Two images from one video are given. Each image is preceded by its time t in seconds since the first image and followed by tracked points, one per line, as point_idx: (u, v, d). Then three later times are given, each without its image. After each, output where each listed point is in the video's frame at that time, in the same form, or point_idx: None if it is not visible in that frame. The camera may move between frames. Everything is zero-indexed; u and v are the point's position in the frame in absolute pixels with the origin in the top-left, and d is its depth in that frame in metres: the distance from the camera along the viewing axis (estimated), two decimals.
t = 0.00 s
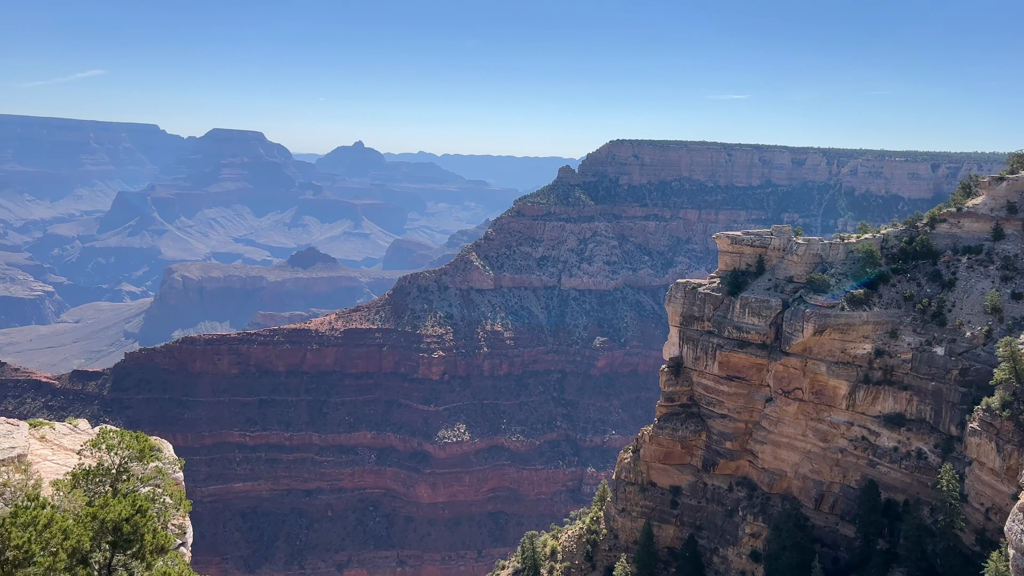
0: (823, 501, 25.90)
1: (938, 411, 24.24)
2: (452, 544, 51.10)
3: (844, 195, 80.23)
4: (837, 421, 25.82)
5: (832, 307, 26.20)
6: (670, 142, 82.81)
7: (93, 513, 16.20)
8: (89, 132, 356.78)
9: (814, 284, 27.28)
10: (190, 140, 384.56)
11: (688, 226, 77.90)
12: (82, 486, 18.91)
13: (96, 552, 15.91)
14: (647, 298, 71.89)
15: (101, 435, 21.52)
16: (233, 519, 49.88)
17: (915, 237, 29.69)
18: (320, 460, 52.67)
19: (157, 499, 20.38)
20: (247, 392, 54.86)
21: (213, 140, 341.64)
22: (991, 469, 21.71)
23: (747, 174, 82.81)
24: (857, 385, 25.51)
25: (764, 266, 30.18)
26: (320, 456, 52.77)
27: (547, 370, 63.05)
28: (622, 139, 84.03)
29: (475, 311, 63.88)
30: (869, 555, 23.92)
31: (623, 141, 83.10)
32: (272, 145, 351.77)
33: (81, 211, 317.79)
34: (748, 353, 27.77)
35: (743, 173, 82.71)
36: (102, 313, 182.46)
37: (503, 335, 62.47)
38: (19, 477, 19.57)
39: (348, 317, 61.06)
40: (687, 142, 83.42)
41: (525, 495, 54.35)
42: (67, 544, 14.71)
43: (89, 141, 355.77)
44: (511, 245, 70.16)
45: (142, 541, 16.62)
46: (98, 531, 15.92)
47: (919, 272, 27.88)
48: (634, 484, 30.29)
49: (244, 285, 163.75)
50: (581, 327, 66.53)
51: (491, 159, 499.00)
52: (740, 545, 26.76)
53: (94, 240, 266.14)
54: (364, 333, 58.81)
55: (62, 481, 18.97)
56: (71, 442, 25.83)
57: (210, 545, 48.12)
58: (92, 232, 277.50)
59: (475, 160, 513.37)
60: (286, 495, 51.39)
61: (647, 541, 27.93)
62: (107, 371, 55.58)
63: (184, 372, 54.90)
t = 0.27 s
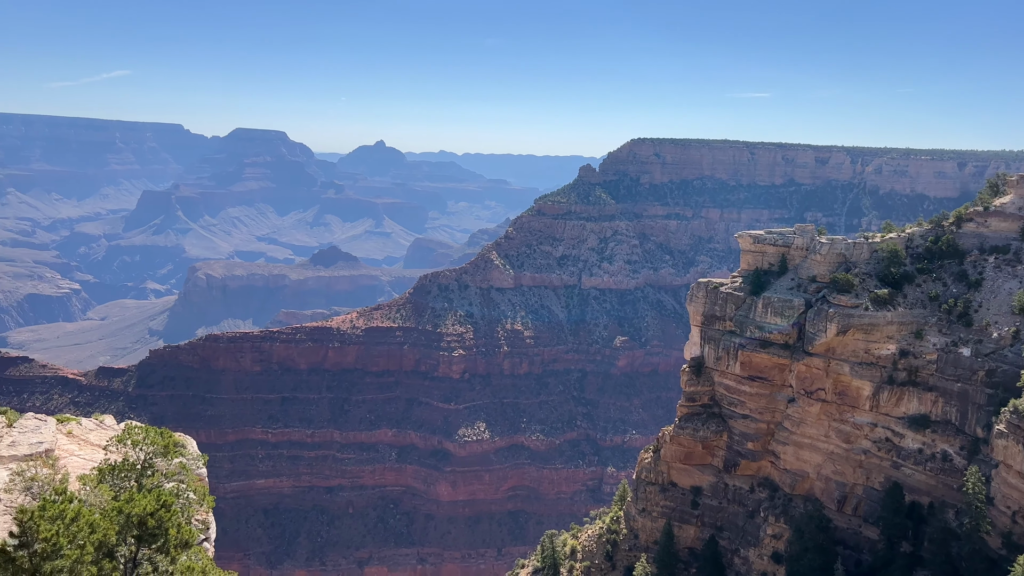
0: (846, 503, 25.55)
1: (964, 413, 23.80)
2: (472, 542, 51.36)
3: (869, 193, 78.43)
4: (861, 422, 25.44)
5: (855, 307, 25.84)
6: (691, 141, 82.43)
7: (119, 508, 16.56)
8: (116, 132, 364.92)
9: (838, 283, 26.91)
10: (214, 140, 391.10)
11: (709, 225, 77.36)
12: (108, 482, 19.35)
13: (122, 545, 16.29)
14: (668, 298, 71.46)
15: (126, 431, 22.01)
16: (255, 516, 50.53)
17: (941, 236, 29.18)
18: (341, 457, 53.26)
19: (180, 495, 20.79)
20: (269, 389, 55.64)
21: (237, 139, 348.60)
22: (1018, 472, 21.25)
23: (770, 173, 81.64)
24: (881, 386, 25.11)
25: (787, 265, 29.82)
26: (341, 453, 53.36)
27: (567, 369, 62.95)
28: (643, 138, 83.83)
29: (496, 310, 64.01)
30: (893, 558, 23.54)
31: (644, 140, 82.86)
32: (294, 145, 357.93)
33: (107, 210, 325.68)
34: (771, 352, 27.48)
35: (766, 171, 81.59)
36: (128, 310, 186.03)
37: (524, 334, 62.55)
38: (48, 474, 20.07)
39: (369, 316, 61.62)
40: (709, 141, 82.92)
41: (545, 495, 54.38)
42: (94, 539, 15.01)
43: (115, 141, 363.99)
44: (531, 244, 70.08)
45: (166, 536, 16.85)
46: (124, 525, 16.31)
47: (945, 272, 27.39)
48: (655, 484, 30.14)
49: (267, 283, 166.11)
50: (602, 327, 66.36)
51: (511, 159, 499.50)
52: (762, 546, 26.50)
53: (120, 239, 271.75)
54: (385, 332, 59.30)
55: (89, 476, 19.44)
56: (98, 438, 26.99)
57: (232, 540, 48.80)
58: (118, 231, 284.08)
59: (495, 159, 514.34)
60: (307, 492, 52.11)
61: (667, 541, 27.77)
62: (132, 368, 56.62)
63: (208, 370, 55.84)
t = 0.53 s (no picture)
0: (866, 505, 25.27)
1: (986, 414, 23.42)
2: (489, 541, 51.55)
3: (890, 192, 77.28)
4: (881, 424, 25.10)
5: (876, 307, 25.50)
6: (711, 139, 81.80)
7: (142, 504, 16.87)
8: (137, 132, 372.23)
9: (858, 283, 26.57)
10: (234, 140, 396.83)
11: (728, 224, 76.97)
12: (129, 477, 19.77)
13: (146, 541, 16.64)
14: (686, 297, 71.03)
15: (149, 428, 22.51)
16: (274, 512, 51.03)
17: (964, 235, 28.72)
18: (359, 455, 53.68)
19: (201, 491, 21.23)
20: (288, 387, 56.27)
21: (257, 139, 354.68)
22: None
23: (790, 171, 80.41)
24: (903, 387, 24.75)
25: (807, 265, 29.49)
26: (359, 451, 53.78)
27: (584, 368, 62.88)
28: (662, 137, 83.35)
29: (513, 309, 64.08)
30: (914, 560, 23.22)
31: (662, 139, 82.40)
32: (313, 145, 366.38)
33: (128, 209, 332.45)
34: (790, 353, 27.21)
35: (785, 170, 80.45)
36: (149, 308, 189.08)
37: (541, 333, 62.55)
38: (72, 471, 20.62)
39: (387, 314, 62.04)
40: (728, 139, 82.10)
41: (562, 494, 54.36)
42: (120, 535, 15.32)
43: (137, 140, 371.40)
44: (549, 243, 69.97)
45: (189, 531, 17.19)
46: (147, 521, 16.58)
47: (968, 272, 26.93)
48: (673, 484, 29.99)
49: (287, 282, 168.14)
50: (619, 326, 66.14)
51: (528, 158, 499.58)
52: (781, 547, 26.29)
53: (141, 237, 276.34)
54: (403, 330, 59.67)
55: (112, 472, 19.92)
56: (119, 435, 27.26)
57: (251, 537, 49.31)
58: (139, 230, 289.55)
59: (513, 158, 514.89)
60: (325, 489, 52.60)
61: (685, 542, 27.58)
62: (153, 365, 57.38)
63: (227, 367, 56.60)
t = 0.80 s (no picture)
0: (887, 507, 24.98)
1: (1012, 417, 23.00)
2: (506, 540, 51.74)
3: (912, 191, 76.27)
4: (903, 425, 24.72)
5: (898, 308, 25.15)
6: (731, 138, 81.06)
7: (166, 499, 17.26)
8: (159, 132, 379.92)
9: (879, 283, 26.19)
10: (254, 140, 402.91)
11: (748, 223, 76.31)
12: (154, 474, 20.12)
13: (171, 536, 17.11)
14: (706, 296, 70.51)
15: (172, 425, 23.05)
16: (294, 510, 51.64)
17: (988, 234, 28.10)
18: (377, 453, 54.11)
19: (223, 488, 21.60)
20: (307, 385, 56.89)
21: (277, 138, 360.36)
22: None
23: (810, 170, 79.18)
24: (925, 388, 24.38)
25: (828, 265, 29.12)
26: (377, 449, 54.22)
27: (602, 368, 62.73)
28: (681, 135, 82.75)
29: (531, 308, 64.12)
30: (935, 563, 22.95)
31: (682, 137, 81.80)
32: (333, 144, 371.66)
33: (150, 208, 339.70)
34: (811, 353, 26.92)
35: (806, 169, 79.22)
36: (171, 306, 192.24)
37: (558, 332, 62.48)
38: (97, 467, 21.01)
39: (405, 313, 62.44)
40: (748, 137, 81.27)
41: (580, 493, 54.32)
42: (144, 530, 15.66)
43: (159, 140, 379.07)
44: (567, 242, 69.87)
45: (211, 529, 17.66)
46: (171, 516, 17.00)
47: (993, 272, 26.36)
48: (692, 484, 29.81)
49: (306, 281, 169.66)
50: (638, 325, 65.86)
51: (546, 157, 499.22)
52: (801, 549, 26.08)
53: (163, 236, 281.16)
54: (421, 329, 60.00)
55: (135, 468, 20.32)
56: (143, 431, 28.32)
57: (271, 534, 49.93)
58: (160, 229, 295.05)
59: (531, 158, 515.01)
60: (343, 487, 53.00)
61: (703, 543, 27.42)
62: (173, 363, 58.15)
63: (247, 365, 57.34)
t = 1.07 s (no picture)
0: (914, 510, 24.56)
1: None
2: (528, 539, 51.84)
3: (940, 191, 74.79)
4: (930, 427, 24.23)
5: (926, 308, 24.68)
6: (755, 137, 80.17)
7: (195, 495, 17.62)
8: (185, 132, 390.86)
9: (906, 283, 25.75)
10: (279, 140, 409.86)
11: (773, 223, 75.37)
12: (180, 470, 20.58)
13: (200, 532, 17.43)
14: (729, 297, 69.82)
15: (199, 422, 23.59)
16: (317, 507, 52.29)
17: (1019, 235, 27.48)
18: (399, 451, 54.60)
19: (249, 484, 22.02)
20: (331, 383, 57.61)
21: (301, 138, 365.57)
22: None
23: (836, 170, 77.47)
24: (953, 390, 23.87)
25: (854, 265, 28.68)
26: (399, 446, 54.71)
27: (625, 368, 62.47)
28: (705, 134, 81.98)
29: (553, 307, 64.12)
30: (963, 568, 22.50)
31: (706, 136, 80.97)
32: (356, 143, 375.75)
33: (176, 207, 350.02)
34: (836, 354, 26.54)
35: (831, 168, 77.50)
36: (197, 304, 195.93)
37: (580, 332, 62.34)
38: (126, 462, 21.49)
39: (427, 312, 62.89)
40: (773, 137, 80.28)
41: (602, 493, 54.24)
42: (172, 523, 15.95)
43: (185, 139, 390.13)
44: (589, 241, 69.68)
45: (238, 525, 17.98)
46: (199, 513, 17.36)
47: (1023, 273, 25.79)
48: (714, 485, 29.54)
49: (330, 279, 171.48)
50: (660, 326, 65.47)
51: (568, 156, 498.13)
52: (825, 552, 25.77)
53: (189, 235, 286.63)
54: (443, 328, 60.32)
55: (164, 464, 20.82)
56: (169, 428, 29.18)
57: (294, 530, 50.57)
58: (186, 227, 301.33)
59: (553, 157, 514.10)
60: (366, 484, 53.48)
61: (726, 545, 27.14)
62: (199, 360, 59.08)
63: (272, 362, 58.17)
